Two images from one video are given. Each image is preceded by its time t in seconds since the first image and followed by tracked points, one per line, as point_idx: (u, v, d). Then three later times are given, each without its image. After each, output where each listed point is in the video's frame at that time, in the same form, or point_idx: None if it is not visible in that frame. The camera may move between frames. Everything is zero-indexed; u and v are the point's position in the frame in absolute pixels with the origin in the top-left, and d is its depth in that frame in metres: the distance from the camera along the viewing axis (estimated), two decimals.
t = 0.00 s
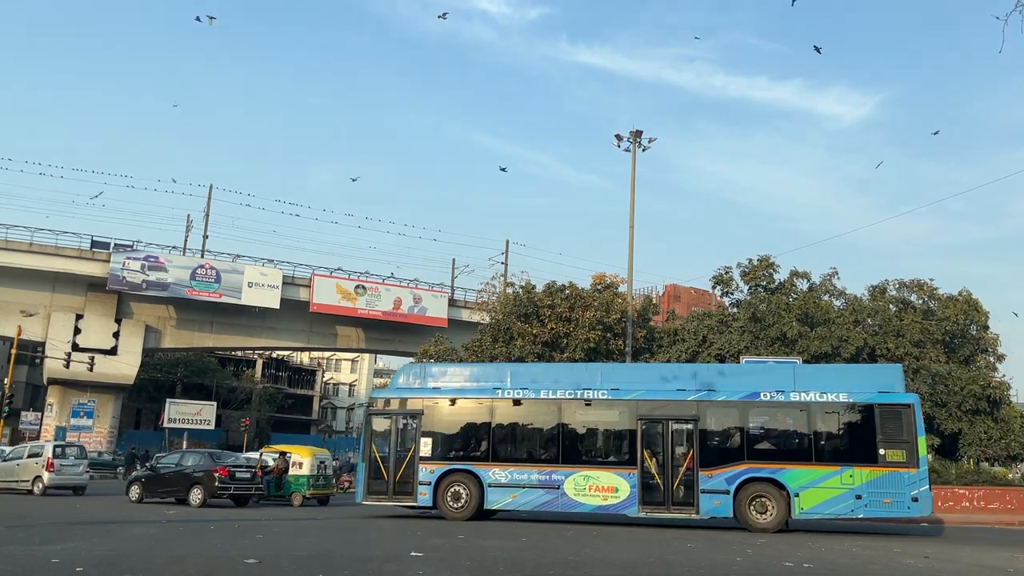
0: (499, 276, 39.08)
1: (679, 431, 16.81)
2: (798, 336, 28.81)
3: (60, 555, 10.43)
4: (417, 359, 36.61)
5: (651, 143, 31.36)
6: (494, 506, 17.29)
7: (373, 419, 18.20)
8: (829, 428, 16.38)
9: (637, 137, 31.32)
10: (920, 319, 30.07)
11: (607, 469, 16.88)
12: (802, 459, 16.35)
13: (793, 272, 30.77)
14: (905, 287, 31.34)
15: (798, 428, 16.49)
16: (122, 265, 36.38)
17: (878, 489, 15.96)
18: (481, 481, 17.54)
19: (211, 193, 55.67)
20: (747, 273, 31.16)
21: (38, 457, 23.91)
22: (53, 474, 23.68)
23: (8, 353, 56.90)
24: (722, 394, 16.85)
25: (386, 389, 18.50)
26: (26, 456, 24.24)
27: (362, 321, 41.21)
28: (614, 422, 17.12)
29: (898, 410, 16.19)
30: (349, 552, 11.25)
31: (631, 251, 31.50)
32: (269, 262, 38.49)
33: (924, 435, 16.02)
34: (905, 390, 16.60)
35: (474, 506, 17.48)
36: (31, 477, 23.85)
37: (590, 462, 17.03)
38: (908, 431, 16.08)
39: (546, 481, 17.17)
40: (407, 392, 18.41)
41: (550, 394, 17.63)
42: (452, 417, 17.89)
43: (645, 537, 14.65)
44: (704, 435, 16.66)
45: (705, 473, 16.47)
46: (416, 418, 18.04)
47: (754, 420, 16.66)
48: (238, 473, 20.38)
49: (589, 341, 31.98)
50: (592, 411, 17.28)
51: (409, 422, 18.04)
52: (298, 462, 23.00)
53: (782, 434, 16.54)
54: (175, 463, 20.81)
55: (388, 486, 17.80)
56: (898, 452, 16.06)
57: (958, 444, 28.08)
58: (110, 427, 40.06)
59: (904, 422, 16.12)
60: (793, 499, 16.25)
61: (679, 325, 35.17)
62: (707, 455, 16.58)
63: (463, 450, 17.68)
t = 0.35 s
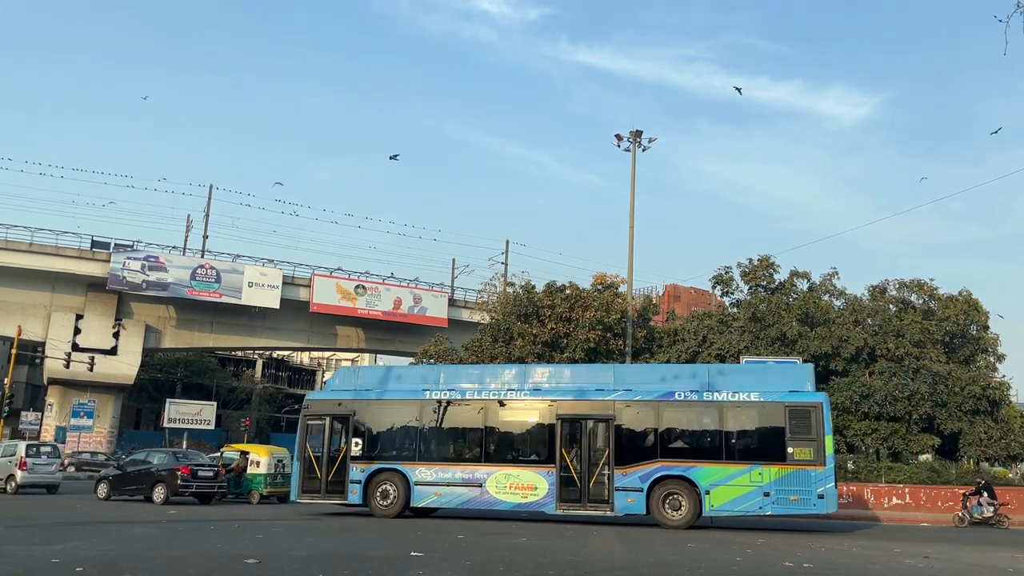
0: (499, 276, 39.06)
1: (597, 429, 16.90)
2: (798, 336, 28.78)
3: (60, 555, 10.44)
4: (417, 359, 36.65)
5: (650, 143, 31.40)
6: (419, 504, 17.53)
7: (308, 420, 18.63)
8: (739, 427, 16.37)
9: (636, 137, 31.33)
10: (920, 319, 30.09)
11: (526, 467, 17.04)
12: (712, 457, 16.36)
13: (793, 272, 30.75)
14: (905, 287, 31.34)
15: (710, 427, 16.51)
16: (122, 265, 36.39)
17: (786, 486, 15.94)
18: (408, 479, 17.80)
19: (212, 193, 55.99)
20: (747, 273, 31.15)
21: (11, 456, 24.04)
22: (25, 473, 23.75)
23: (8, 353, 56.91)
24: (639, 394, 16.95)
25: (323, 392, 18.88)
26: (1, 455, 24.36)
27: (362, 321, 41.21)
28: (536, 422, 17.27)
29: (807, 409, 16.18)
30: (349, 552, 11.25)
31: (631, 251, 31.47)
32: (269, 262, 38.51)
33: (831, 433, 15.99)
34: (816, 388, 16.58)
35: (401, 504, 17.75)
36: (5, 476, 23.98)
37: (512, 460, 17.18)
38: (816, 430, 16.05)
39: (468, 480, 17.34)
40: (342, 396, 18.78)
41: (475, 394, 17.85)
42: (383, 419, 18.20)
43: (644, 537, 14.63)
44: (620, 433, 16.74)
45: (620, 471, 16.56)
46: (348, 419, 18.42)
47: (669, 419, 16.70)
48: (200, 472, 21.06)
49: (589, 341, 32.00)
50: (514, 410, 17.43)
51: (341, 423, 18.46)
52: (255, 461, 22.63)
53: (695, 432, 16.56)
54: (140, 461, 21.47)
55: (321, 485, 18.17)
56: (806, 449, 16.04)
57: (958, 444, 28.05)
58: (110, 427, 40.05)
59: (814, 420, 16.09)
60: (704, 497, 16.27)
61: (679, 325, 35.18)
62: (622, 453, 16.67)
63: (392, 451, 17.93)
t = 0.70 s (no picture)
0: (499, 276, 39.05)
1: (522, 429, 17.09)
2: (797, 336, 28.73)
3: (60, 555, 10.43)
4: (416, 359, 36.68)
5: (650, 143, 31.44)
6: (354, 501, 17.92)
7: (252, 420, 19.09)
8: (656, 425, 16.38)
9: (636, 137, 31.33)
10: (920, 319, 30.09)
11: (453, 465, 17.31)
12: (629, 454, 16.41)
13: (793, 272, 30.74)
14: (905, 287, 31.34)
15: (630, 426, 16.53)
16: (122, 265, 36.39)
17: (700, 483, 15.95)
18: (343, 477, 18.20)
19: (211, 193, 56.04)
20: (747, 273, 31.15)
21: None
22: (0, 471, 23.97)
23: (8, 353, 56.93)
24: (562, 393, 17.04)
25: (266, 393, 19.25)
26: None
27: (362, 321, 41.20)
28: (464, 423, 17.50)
29: (720, 408, 16.15)
30: (349, 552, 11.24)
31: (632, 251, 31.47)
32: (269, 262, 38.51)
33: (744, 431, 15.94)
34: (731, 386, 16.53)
35: (337, 502, 18.14)
36: None
37: (440, 459, 17.47)
38: (728, 428, 16.01)
39: (399, 478, 17.68)
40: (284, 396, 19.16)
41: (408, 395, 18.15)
42: (323, 419, 18.57)
43: (644, 537, 14.62)
44: (543, 433, 16.90)
45: (542, 469, 16.74)
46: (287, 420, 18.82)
47: (589, 418, 16.78)
48: (166, 470, 21.51)
49: (589, 341, 32.01)
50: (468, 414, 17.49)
51: (281, 424, 18.85)
52: (219, 459, 23.34)
53: (613, 431, 16.62)
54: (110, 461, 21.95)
55: (263, 485, 18.62)
56: (719, 446, 16.02)
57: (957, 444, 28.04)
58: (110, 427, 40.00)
59: (727, 419, 16.06)
60: (621, 493, 16.37)
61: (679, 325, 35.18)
62: (543, 451, 16.84)
63: (330, 450, 18.34)
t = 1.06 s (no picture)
0: (499, 276, 39.05)
1: (454, 429, 17.21)
2: (798, 336, 28.71)
3: (60, 555, 10.44)
4: (416, 359, 36.72)
5: (650, 142, 31.49)
6: (298, 499, 18.13)
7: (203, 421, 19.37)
8: (581, 424, 16.38)
9: (636, 137, 31.34)
10: (920, 319, 30.08)
11: (391, 464, 17.47)
12: (554, 452, 16.44)
13: (793, 272, 30.71)
14: (905, 287, 31.33)
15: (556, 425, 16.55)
16: (122, 265, 36.39)
17: (621, 480, 15.93)
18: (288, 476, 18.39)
19: (211, 192, 56.07)
20: (747, 274, 31.15)
21: None
22: None
23: (8, 353, 56.97)
24: (493, 394, 17.11)
25: (218, 395, 19.55)
26: None
27: (362, 321, 41.20)
28: (397, 422, 17.68)
29: (641, 407, 16.10)
30: (349, 552, 11.25)
31: (632, 251, 31.46)
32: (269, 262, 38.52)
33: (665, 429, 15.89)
34: (656, 385, 16.46)
35: (282, 499, 18.32)
36: None
37: (376, 458, 17.65)
38: (649, 427, 15.96)
39: (341, 477, 17.87)
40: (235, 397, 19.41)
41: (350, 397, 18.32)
42: (270, 419, 18.82)
43: (642, 537, 14.64)
44: (474, 432, 17.02)
45: (473, 467, 16.87)
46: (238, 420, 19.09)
47: (517, 418, 16.82)
48: (136, 468, 21.63)
49: (589, 341, 32.03)
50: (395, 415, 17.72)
51: (231, 424, 19.16)
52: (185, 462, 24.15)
53: (540, 430, 16.67)
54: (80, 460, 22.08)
55: (213, 482, 18.96)
56: (640, 444, 16.00)
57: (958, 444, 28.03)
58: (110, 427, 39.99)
59: (647, 418, 16.01)
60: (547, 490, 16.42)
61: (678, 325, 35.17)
62: (474, 450, 16.94)
63: (277, 449, 18.60)
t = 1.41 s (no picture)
0: (499, 276, 39.05)
1: (397, 428, 17.49)
2: (798, 336, 28.70)
3: (60, 555, 10.44)
4: (416, 359, 36.72)
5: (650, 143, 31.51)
6: (250, 497, 18.44)
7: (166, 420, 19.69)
8: (516, 423, 16.67)
9: (637, 137, 31.39)
10: (920, 319, 30.08)
11: (337, 463, 17.74)
12: (491, 451, 16.74)
13: (793, 272, 30.70)
14: (905, 287, 31.33)
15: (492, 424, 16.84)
16: (122, 265, 36.39)
17: (553, 478, 16.22)
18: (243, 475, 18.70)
19: (210, 192, 56.10)
20: (747, 274, 31.15)
21: None
22: None
23: (8, 353, 56.98)
24: (434, 394, 17.42)
25: (179, 395, 19.90)
26: None
27: (362, 321, 41.18)
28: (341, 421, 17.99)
29: (574, 408, 16.37)
30: (349, 552, 11.25)
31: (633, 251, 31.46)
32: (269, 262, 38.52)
33: (596, 429, 16.17)
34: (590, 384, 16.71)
35: (236, 498, 18.62)
36: None
37: (325, 457, 17.90)
38: (581, 427, 16.24)
39: (291, 475, 18.17)
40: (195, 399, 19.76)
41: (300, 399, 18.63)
42: (225, 419, 19.15)
43: (641, 537, 14.63)
44: (417, 432, 17.31)
45: (414, 466, 17.17)
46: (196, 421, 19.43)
47: (458, 418, 17.09)
48: (107, 468, 22.40)
49: (589, 341, 32.04)
50: (341, 415, 18.02)
51: (191, 425, 19.48)
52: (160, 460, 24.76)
53: (477, 429, 16.96)
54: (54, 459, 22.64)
55: (173, 481, 19.29)
56: (571, 443, 16.29)
57: (958, 444, 28.02)
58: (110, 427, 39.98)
59: (580, 418, 16.29)
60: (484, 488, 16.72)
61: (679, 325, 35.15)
62: (415, 449, 17.25)
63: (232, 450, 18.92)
